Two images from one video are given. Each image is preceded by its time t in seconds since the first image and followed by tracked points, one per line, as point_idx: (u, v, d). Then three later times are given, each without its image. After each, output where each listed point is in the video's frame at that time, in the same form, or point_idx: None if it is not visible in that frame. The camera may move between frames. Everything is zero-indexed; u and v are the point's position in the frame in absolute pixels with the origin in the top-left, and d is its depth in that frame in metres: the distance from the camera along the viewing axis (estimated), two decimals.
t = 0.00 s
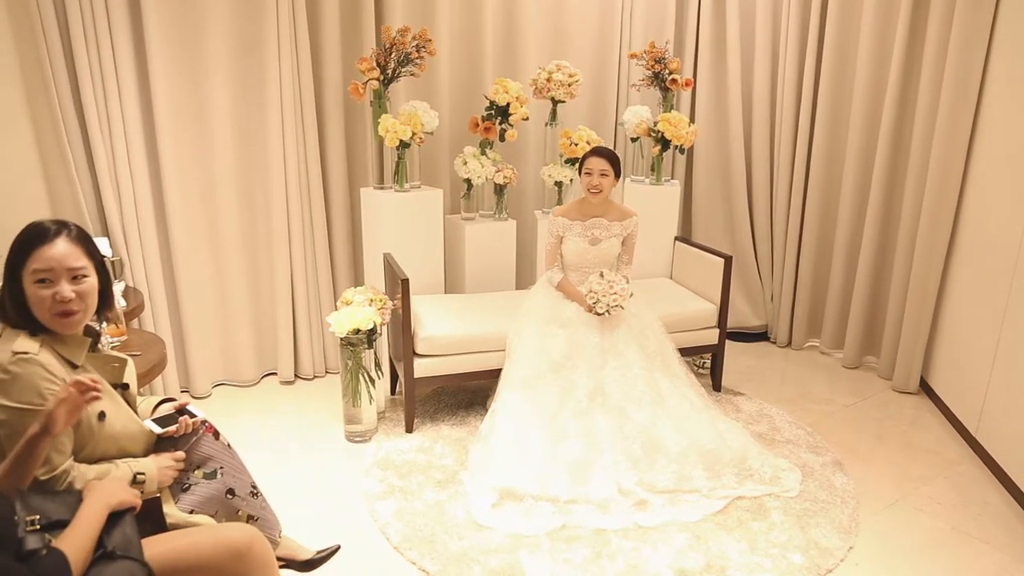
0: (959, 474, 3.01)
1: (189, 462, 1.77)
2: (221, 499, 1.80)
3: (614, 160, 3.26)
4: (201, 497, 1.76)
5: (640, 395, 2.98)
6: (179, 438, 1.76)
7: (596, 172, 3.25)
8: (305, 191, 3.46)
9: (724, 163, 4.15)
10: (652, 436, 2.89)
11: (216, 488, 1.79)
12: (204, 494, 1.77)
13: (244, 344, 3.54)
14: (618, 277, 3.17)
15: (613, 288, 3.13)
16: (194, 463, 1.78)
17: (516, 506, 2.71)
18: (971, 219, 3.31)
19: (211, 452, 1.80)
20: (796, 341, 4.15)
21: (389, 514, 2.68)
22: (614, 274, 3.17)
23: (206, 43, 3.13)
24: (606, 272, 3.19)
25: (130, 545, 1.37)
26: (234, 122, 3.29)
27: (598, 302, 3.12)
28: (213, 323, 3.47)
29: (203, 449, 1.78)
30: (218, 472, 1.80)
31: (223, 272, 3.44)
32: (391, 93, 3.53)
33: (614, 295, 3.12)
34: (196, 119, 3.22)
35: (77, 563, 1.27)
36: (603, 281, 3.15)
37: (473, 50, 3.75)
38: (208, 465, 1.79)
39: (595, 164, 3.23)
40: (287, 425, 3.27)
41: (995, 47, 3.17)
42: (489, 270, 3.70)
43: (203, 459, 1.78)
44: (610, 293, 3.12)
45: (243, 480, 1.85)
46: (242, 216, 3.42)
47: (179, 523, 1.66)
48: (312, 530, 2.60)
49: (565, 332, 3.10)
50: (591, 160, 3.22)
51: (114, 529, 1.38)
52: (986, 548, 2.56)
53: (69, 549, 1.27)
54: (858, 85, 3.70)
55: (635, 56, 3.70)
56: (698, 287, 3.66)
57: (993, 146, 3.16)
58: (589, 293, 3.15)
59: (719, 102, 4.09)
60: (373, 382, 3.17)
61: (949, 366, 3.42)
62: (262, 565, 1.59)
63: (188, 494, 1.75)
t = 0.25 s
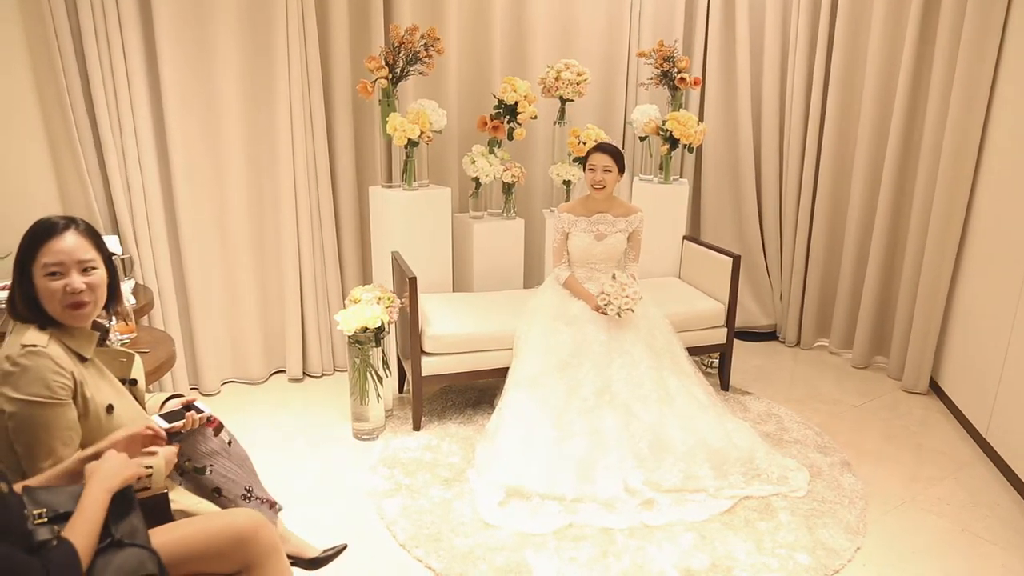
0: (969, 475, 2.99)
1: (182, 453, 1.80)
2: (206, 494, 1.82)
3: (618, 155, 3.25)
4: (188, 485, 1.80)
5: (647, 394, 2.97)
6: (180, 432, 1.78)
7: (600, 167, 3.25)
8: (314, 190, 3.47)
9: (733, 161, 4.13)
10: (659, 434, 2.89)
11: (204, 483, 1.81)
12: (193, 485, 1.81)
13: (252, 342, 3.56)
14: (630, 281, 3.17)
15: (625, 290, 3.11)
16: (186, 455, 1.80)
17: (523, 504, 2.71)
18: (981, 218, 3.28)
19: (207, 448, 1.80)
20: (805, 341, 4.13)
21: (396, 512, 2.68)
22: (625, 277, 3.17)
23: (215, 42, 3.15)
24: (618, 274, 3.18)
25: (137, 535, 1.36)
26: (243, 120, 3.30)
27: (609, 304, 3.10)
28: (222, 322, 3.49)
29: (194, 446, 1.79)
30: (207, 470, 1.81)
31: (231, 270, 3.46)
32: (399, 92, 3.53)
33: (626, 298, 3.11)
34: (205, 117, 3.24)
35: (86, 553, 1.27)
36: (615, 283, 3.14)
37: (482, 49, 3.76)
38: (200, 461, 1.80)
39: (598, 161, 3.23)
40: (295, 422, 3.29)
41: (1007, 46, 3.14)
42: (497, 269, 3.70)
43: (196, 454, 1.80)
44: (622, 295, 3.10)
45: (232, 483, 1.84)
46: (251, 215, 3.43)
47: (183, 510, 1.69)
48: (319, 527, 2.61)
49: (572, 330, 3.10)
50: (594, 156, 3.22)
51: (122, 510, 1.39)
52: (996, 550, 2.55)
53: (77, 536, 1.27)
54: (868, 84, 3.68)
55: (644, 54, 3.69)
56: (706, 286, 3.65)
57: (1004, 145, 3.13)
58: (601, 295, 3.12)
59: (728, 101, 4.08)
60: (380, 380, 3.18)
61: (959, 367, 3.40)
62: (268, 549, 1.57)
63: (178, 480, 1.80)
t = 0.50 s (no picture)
0: (978, 476, 2.97)
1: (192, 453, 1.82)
2: (217, 492, 1.85)
3: (623, 153, 3.25)
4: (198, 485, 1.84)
5: (654, 393, 2.97)
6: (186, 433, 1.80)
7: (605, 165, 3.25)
8: (322, 188, 3.48)
9: (742, 160, 4.12)
10: (666, 434, 2.88)
11: (213, 481, 1.84)
12: (205, 484, 1.84)
13: (261, 340, 3.58)
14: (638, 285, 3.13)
15: (633, 295, 3.08)
16: (196, 455, 1.82)
17: (529, 503, 2.71)
18: (992, 217, 3.26)
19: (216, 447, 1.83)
20: (814, 340, 4.12)
21: (403, 510, 2.69)
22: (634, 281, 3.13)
23: (224, 42, 3.16)
24: (627, 278, 3.15)
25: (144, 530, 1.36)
26: (252, 120, 3.32)
27: (617, 308, 3.08)
28: (231, 320, 3.51)
29: (205, 444, 1.82)
30: (218, 468, 1.84)
31: (240, 268, 3.47)
32: (407, 91, 3.54)
33: (634, 303, 3.08)
34: (214, 116, 3.26)
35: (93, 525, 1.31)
36: (623, 288, 3.11)
37: (490, 48, 3.76)
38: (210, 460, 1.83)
39: (602, 158, 3.23)
40: (302, 420, 3.30)
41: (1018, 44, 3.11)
42: (505, 268, 3.70)
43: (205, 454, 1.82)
44: (630, 300, 3.08)
45: (244, 480, 1.87)
46: (259, 214, 3.45)
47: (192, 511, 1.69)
48: (327, 525, 2.62)
49: (579, 329, 3.10)
50: (599, 154, 3.22)
51: (125, 490, 1.42)
52: (1004, 551, 2.53)
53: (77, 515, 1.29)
54: (878, 82, 3.66)
55: (652, 53, 3.68)
56: (714, 285, 3.65)
57: (1015, 144, 3.11)
58: (609, 300, 3.10)
59: (737, 99, 4.06)
60: (388, 378, 3.18)
61: (969, 367, 3.38)
62: (274, 544, 1.58)
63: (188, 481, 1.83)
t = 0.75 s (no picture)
0: (989, 479, 2.95)
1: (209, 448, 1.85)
2: (235, 489, 1.87)
3: (631, 152, 3.24)
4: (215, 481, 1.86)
5: (661, 393, 2.96)
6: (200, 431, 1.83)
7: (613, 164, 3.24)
8: (331, 187, 3.49)
9: (751, 160, 4.11)
10: (673, 434, 2.88)
11: (230, 477, 1.87)
12: (222, 481, 1.86)
13: (270, 338, 3.59)
14: (645, 284, 3.13)
15: (640, 295, 3.09)
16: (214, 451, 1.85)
17: (536, 502, 2.72)
18: (1004, 218, 3.24)
19: (231, 443, 1.86)
20: (823, 341, 4.10)
21: (410, 508, 2.70)
22: (642, 282, 3.13)
23: (234, 41, 3.18)
24: (636, 278, 3.15)
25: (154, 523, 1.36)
26: (262, 118, 3.33)
27: (624, 307, 3.08)
28: (240, 318, 3.53)
29: (223, 439, 1.86)
30: (235, 462, 1.87)
31: (250, 266, 3.49)
32: (417, 90, 3.55)
33: (641, 303, 3.08)
34: (225, 115, 3.27)
35: (105, 514, 1.33)
36: (630, 287, 3.11)
37: (499, 47, 3.76)
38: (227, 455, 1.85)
39: (611, 157, 3.23)
40: (311, 418, 3.32)
41: None
42: (513, 267, 3.70)
43: (222, 449, 1.85)
44: (638, 299, 3.08)
45: (260, 474, 1.90)
46: (269, 212, 3.47)
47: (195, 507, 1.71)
48: (334, 523, 2.63)
49: (586, 328, 3.09)
50: (608, 153, 3.21)
51: (136, 490, 1.44)
52: (1014, 554, 2.51)
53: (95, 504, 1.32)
54: (889, 81, 3.64)
55: (661, 52, 3.68)
56: (723, 285, 3.64)
57: None
58: (616, 298, 3.11)
59: (747, 99, 4.05)
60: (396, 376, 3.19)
61: (980, 368, 3.36)
62: (279, 538, 1.59)
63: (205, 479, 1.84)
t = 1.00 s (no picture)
0: (1002, 482, 2.93)
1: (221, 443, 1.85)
2: (247, 482, 1.86)
3: (642, 151, 3.24)
4: (228, 475, 1.84)
5: (671, 393, 2.95)
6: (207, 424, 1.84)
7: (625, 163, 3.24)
8: (343, 185, 3.51)
9: (763, 159, 4.10)
10: (683, 434, 2.87)
11: (242, 470, 1.85)
12: (234, 476, 1.85)
13: (281, 335, 3.61)
14: (656, 284, 3.12)
15: (651, 295, 3.07)
16: (226, 445, 1.85)
17: (545, 501, 2.72)
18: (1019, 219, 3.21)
19: (242, 437, 1.86)
20: (835, 342, 4.08)
21: (419, 506, 2.71)
22: (653, 282, 3.12)
23: (248, 40, 3.20)
24: (646, 278, 3.14)
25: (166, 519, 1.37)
26: (274, 117, 3.35)
27: (635, 307, 3.08)
28: (252, 316, 3.55)
29: (234, 432, 1.86)
30: (247, 456, 1.86)
31: (261, 264, 3.51)
32: (428, 89, 3.55)
33: (652, 303, 3.07)
34: (237, 114, 3.29)
35: (116, 513, 1.35)
36: (641, 287, 3.10)
37: (511, 46, 3.77)
38: (238, 449, 1.85)
39: (621, 156, 3.22)
40: (321, 416, 3.33)
41: None
42: (523, 265, 3.71)
43: (233, 443, 1.85)
44: (649, 299, 3.07)
45: (272, 467, 1.90)
46: (281, 210, 3.49)
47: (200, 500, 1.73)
48: (344, 520, 2.64)
49: (596, 328, 3.09)
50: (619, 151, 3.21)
51: (146, 484, 1.45)
52: None
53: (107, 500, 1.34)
54: (903, 81, 3.62)
55: (673, 51, 3.67)
56: (734, 285, 3.63)
57: None
58: (626, 298, 3.10)
59: (759, 98, 4.04)
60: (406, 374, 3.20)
61: (994, 371, 3.33)
62: (288, 532, 1.60)
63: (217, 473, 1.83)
